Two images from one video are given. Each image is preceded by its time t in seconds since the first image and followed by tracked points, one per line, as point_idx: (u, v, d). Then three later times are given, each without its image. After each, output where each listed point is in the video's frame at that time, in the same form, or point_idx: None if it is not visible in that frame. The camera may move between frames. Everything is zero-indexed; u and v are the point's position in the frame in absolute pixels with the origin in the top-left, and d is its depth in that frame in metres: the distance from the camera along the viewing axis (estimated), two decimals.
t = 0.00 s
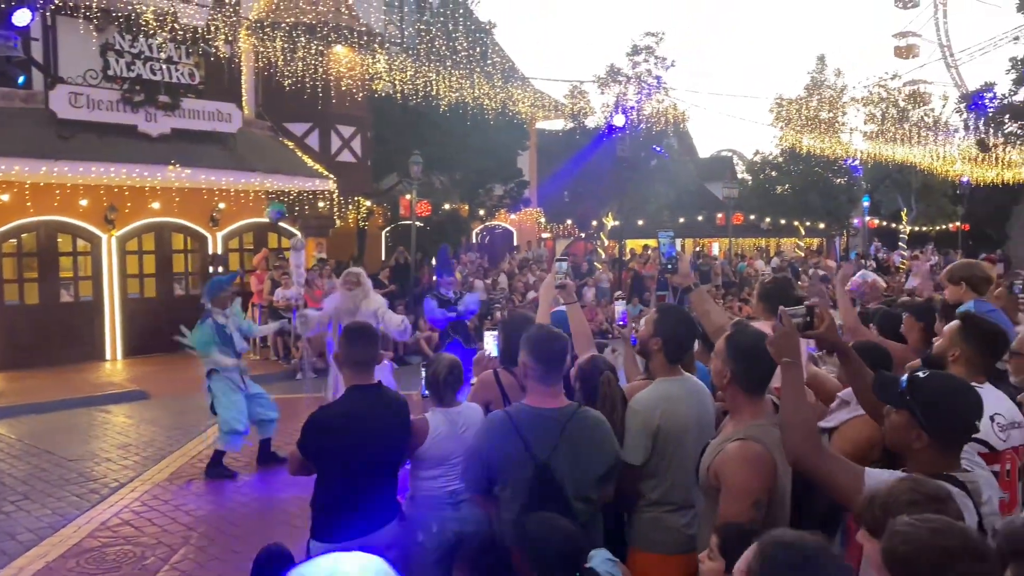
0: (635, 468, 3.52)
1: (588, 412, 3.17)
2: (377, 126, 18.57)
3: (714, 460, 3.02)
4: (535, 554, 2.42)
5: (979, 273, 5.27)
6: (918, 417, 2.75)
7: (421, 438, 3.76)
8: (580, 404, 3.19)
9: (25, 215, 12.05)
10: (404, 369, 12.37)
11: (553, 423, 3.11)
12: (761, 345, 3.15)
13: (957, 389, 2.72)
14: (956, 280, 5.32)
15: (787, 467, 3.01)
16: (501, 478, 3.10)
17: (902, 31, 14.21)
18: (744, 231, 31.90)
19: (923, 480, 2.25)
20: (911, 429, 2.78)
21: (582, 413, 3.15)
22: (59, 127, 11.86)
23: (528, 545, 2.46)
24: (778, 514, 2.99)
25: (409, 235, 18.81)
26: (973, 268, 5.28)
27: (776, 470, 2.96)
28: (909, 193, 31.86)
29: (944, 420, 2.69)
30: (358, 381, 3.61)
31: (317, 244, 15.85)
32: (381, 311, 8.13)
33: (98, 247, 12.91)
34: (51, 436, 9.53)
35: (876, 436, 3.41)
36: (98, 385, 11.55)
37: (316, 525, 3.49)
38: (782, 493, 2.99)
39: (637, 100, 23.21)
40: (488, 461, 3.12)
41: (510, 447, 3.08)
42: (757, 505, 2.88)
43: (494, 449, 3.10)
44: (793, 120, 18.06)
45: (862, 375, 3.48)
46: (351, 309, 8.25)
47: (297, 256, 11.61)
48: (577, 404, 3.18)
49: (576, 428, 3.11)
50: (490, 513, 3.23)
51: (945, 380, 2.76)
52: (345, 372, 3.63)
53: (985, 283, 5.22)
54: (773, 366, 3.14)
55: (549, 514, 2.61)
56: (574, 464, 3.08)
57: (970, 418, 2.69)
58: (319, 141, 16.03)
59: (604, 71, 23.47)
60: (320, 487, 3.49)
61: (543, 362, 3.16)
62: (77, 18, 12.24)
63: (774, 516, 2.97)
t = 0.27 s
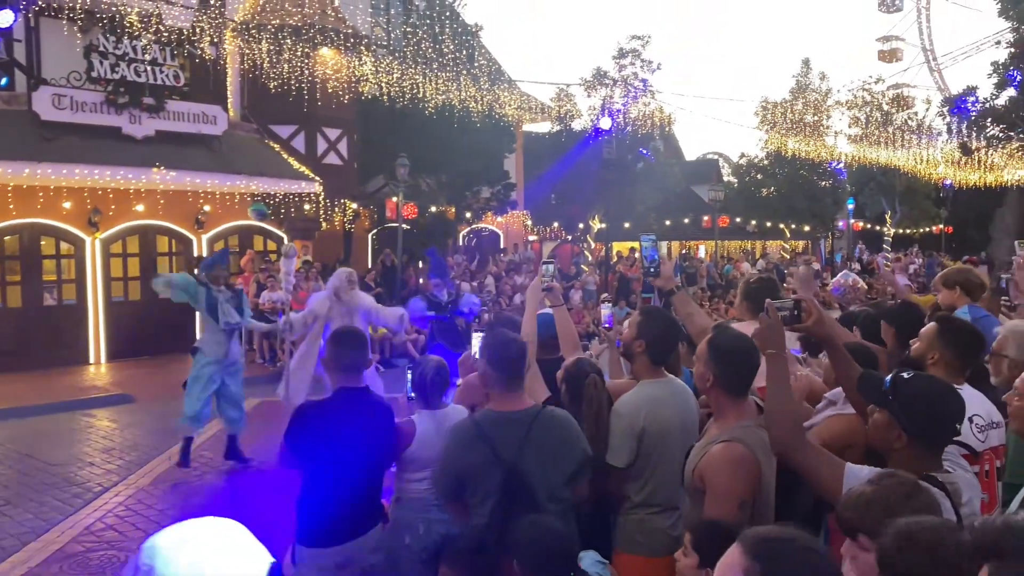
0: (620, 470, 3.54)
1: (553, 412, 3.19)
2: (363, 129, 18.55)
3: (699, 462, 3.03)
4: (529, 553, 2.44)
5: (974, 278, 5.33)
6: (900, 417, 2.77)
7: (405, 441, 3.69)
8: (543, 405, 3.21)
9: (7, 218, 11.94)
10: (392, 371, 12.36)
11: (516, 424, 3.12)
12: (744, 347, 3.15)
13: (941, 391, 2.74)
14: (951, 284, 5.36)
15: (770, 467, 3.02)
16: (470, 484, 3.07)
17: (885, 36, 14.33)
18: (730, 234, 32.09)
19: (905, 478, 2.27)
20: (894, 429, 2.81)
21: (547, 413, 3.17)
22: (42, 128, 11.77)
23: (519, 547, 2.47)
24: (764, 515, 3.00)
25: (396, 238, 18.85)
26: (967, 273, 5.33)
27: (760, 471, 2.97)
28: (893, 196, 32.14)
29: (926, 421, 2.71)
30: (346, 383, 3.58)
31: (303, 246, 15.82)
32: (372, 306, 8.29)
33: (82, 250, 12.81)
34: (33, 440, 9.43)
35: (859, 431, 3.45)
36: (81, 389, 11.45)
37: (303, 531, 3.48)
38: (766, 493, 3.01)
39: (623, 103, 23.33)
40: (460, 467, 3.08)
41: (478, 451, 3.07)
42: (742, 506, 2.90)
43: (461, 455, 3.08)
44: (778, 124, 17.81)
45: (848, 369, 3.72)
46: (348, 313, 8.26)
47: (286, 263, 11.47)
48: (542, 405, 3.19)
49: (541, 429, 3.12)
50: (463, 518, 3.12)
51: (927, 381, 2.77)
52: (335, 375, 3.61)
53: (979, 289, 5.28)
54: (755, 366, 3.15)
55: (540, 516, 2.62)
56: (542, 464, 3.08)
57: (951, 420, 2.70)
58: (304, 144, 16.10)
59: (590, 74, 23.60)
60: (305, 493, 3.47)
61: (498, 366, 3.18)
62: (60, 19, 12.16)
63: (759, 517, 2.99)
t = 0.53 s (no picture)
0: (610, 471, 3.54)
1: (536, 411, 3.20)
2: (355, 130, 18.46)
3: (688, 464, 3.03)
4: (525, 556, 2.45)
5: (966, 276, 5.36)
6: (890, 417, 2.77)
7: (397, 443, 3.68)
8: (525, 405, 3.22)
9: None
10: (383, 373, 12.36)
11: (500, 427, 3.12)
12: (731, 350, 3.15)
13: (930, 393, 2.74)
14: (943, 281, 5.40)
15: (758, 469, 3.03)
16: (459, 489, 3.08)
17: (875, 38, 14.42)
18: (721, 235, 32.21)
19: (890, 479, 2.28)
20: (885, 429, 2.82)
21: (530, 414, 3.18)
22: (32, 129, 11.71)
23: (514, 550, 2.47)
24: (752, 516, 3.01)
25: (387, 240, 18.87)
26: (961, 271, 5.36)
27: (748, 473, 2.98)
28: (883, 198, 32.32)
29: (916, 422, 2.71)
30: (341, 383, 3.56)
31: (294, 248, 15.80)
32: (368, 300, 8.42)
33: (72, 252, 12.75)
34: (22, 443, 9.37)
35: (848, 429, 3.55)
36: (71, 392, 11.39)
37: (294, 534, 3.45)
38: (754, 495, 3.02)
39: (615, 105, 23.40)
40: (450, 471, 3.08)
41: (466, 454, 3.07)
42: (730, 508, 2.91)
43: (448, 459, 3.08)
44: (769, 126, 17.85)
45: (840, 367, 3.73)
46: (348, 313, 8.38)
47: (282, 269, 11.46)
48: (524, 406, 3.19)
49: (525, 432, 3.13)
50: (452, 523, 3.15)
51: (919, 383, 2.77)
52: (332, 376, 3.59)
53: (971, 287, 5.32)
54: (743, 367, 3.15)
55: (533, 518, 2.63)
56: (527, 466, 3.10)
57: (943, 422, 2.71)
58: (297, 146, 15.99)
59: (583, 76, 23.82)
60: (297, 496, 3.45)
61: (480, 369, 3.18)
62: (51, 19, 12.12)
63: (748, 518, 3.00)
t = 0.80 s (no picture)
0: (607, 473, 3.54)
1: (543, 415, 3.19)
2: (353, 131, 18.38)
3: (684, 466, 3.03)
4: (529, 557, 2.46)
5: (954, 278, 5.37)
6: (892, 417, 2.77)
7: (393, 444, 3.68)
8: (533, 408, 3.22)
9: None
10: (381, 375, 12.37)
11: (508, 429, 3.12)
12: (728, 352, 3.15)
13: (930, 394, 2.75)
14: (931, 283, 5.41)
15: (754, 470, 3.03)
16: (464, 492, 3.09)
17: (872, 41, 14.44)
18: (718, 237, 32.29)
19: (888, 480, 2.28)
20: (885, 429, 2.82)
21: (537, 417, 3.17)
22: (28, 130, 11.67)
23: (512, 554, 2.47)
24: (749, 518, 3.02)
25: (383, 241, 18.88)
26: (948, 273, 5.37)
27: (744, 475, 2.98)
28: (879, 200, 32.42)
29: (916, 424, 2.72)
30: (339, 383, 3.54)
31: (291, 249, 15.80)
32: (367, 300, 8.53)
33: (68, 254, 12.72)
34: (17, 445, 9.34)
35: (845, 431, 3.62)
36: (66, 393, 11.36)
37: (287, 539, 3.43)
38: (751, 497, 3.02)
39: (611, 107, 23.46)
40: (452, 473, 3.08)
41: (470, 457, 3.07)
42: (726, 509, 2.90)
43: (455, 462, 3.09)
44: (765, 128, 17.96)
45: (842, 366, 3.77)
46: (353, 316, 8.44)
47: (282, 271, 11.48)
48: (531, 408, 3.18)
49: (533, 435, 3.13)
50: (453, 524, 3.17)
51: (920, 385, 2.77)
52: (331, 376, 3.58)
53: (959, 288, 5.32)
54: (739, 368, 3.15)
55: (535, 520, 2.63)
56: (534, 469, 3.11)
57: (943, 424, 2.71)
58: (294, 148, 15.99)
59: (580, 78, 23.81)
60: (290, 501, 3.42)
61: (487, 371, 3.16)
62: (47, 21, 12.12)
63: (744, 520, 3.01)
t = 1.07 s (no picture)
0: (607, 474, 3.53)
1: (552, 419, 3.21)
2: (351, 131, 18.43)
3: (684, 467, 3.02)
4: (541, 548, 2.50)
5: (946, 282, 5.37)
6: (895, 419, 2.78)
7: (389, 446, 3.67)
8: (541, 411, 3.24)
9: None
10: (380, 376, 12.36)
11: (517, 431, 3.13)
12: (729, 353, 3.15)
13: (933, 396, 2.75)
14: (923, 288, 5.40)
15: (754, 472, 3.03)
16: (470, 493, 3.09)
17: (871, 42, 14.45)
18: (716, 239, 32.30)
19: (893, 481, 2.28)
20: (888, 431, 2.82)
21: (545, 419, 3.19)
22: (26, 131, 11.64)
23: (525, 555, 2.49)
24: (748, 520, 3.02)
25: (383, 242, 18.89)
26: (940, 277, 5.39)
27: (744, 476, 2.98)
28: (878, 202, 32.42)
29: (918, 425, 2.72)
30: (336, 386, 3.54)
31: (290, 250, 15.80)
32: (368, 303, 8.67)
33: (67, 254, 12.71)
34: (16, 446, 9.31)
35: (844, 433, 3.66)
36: (65, 394, 11.34)
37: (282, 540, 3.42)
38: (750, 499, 3.02)
39: (611, 108, 23.47)
40: (455, 474, 3.08)
41: (478, 459, 3.08)
42: (725, 510, 2.90)
43: (460, 463, 3.09)
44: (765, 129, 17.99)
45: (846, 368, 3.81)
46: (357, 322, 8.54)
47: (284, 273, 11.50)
48: (539, 410, 3.21)
49: (541, 437, 3.15)
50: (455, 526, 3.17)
51: (924, 387, 2.77)
52: (327, 378, 3.57)
53: (952, 292, 5.33)
54: (740, 371, 3.15)
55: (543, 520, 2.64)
56: (541, 470, 3.13)
57: (946, 425, 2.71)
58: (293, 148, 15.98)
59: (579, 79, 23.80)
60: (286, 501, 3.42)
61: (495, 374, 3.15)
62: (46, 21, 12.13)
63: (742, 522, 3.01)
